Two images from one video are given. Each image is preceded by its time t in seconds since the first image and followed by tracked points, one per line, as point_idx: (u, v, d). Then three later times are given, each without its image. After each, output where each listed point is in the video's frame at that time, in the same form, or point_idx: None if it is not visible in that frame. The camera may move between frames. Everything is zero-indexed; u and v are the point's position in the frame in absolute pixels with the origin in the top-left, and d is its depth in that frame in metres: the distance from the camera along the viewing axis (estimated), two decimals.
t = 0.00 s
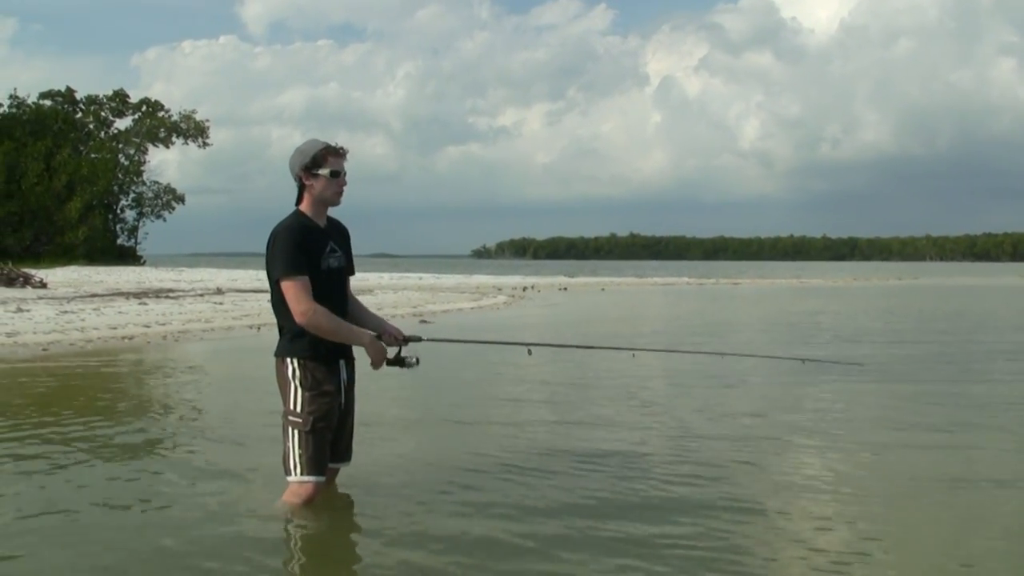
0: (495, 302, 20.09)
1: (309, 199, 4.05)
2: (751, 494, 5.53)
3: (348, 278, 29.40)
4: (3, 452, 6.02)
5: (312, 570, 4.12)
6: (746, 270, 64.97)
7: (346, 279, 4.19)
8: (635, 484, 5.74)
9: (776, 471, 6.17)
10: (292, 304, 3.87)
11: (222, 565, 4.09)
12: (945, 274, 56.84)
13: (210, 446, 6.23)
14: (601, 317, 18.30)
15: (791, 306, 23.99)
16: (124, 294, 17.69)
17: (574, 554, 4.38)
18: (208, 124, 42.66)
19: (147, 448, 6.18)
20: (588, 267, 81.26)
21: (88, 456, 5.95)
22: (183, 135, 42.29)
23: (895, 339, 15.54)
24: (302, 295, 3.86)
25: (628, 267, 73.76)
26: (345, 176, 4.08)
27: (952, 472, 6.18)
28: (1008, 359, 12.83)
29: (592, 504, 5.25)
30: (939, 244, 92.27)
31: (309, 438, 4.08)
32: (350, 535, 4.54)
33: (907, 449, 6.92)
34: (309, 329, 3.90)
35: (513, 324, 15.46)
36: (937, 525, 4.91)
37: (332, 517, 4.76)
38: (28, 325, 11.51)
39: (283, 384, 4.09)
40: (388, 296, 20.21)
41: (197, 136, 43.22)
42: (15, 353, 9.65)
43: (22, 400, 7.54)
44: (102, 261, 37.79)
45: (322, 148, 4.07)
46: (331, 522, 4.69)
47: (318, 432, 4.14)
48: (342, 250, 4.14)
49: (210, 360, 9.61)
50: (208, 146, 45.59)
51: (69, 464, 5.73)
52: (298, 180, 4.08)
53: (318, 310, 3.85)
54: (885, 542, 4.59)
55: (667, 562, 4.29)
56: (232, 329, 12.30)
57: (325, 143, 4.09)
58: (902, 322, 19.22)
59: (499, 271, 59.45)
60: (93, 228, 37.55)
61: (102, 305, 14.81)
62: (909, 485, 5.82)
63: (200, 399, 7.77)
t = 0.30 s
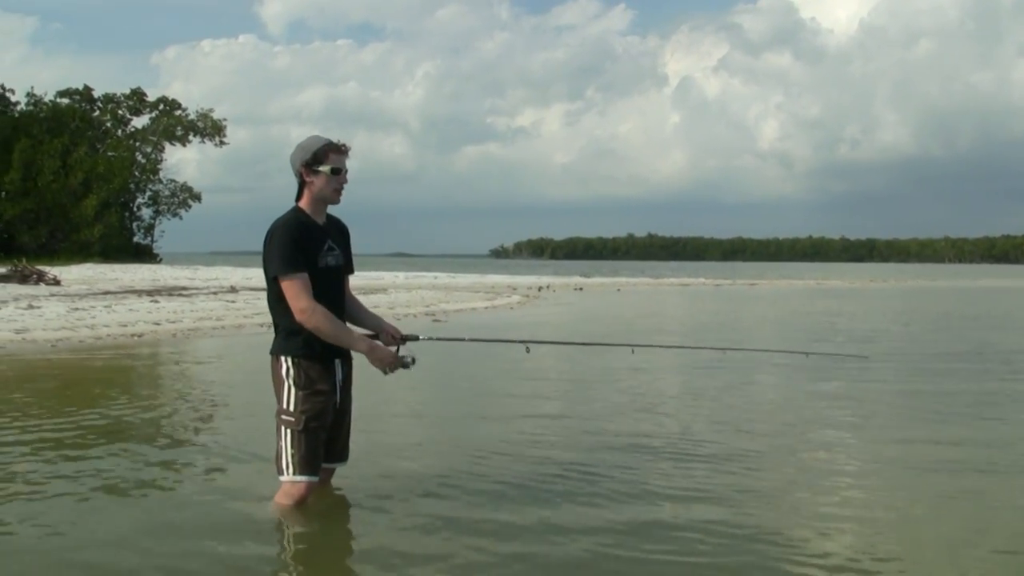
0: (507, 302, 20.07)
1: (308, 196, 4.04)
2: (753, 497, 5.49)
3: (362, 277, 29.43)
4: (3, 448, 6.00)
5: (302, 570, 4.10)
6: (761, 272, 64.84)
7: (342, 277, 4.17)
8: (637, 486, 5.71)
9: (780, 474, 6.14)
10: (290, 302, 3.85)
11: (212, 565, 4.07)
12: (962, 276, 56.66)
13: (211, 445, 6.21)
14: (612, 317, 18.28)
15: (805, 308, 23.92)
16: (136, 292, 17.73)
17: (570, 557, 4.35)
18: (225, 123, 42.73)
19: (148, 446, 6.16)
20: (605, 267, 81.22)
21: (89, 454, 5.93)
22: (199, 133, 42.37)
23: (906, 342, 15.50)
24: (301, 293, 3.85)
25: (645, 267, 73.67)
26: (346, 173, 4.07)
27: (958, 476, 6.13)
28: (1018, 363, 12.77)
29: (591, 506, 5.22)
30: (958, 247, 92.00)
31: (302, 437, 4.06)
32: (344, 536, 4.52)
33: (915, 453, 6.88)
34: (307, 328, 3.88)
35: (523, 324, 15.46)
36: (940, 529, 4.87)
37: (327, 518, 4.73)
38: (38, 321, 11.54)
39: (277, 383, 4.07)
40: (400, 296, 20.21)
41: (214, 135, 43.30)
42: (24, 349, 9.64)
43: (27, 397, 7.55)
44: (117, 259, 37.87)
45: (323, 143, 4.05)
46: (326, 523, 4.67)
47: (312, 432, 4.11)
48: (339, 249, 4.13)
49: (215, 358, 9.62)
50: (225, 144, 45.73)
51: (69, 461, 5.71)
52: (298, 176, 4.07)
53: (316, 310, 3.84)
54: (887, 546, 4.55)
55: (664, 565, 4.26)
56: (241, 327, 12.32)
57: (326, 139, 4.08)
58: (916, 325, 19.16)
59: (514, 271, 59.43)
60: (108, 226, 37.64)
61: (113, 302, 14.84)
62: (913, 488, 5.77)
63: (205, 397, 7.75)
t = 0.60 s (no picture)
0: (525, 301, 20.06)
1: (304, 193, 4.00)
2: (759, 500, 5.43)
3: (381, 275, 29.44)
4: (3, 448, 5.97)
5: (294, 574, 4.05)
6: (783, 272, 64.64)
7: (339, 275, 4.13)
8: (643, 489, 5.65)
9: (788, 477, 6.07)
10: (279, 300, 3.81)
11: (202, 569, 4.03)
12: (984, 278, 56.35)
13: (214, 446, 6.17)
14: (629, 317, 18.23)
15: (825, 310, 23.81)
16: (153, 288, 17.77)
17: (569, 562, 4.29)
18: (246, 120, 42.81)
19: (148, 447, 6.11)
20: (626, 267, 81.13)
21: (87, 454, 5.89)
22: (221, 130, 42.46)
23: (924, 345, 15.40)
24: (290, 291, 3.80)
25: (666, 267, 73.54)
26: (344, 170, 4.04)
27: (969, 481, 6.05)
28: None
29: (594, 509, 5.17)
30: (982, 249, 91.56)
31: (295, 437, 4.00)
32: (340, 539, 4.47)
33: (927, 457, 6.80)
34: (297, 326, 3.84)
35: (539, 323, 15.43)
36: (948, 535, 4.80)
37: (323, 520, 4.67)
38: (51, 317, 11.57)
39: (271, 382, 4.02)
40: (418, 294, 20.19)
41: (235, 132, 43.38)
42: (35, 345, 9.64)
43: (34, 393, 7.56)
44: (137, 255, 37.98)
45: (320, 141, 4.02)
46: (323, 525, 4.62)
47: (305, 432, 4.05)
48: (337, 246, 4.09)
49: (226, 355, 9.62)
50: (246, 141, 45.81)
51: (66, 463, 5.67)
52: (295, 174, 4.04)
53: (305, 308, 3.80)
54: (892, 552, 4.48)
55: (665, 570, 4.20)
56: (254, 324, 12.32)
57: (324, 136, 4.05)
58: (936, 327, 19.04)
59: (535, 270, 59.39)
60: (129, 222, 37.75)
61: (129, 298, 14.88)
62: (923, 493, 5.70)
63: (212, 395, 7.72)
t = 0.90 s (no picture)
0: (539, 299, 20.02)
1: (296, 191, 3.98)
2: (765, 498, 5.37)
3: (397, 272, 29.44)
4: (4, 444, 5.96)
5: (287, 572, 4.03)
6: (800, 271, 64.46)
7: (334, 273, 4.10)
8: (647, 486, 5.60)
9: (796, 475, 6.01)
10: (275, 298, 3.79)
11: (196, 566, 4.02)
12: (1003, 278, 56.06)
13: (217, 442, 6.15)
14: (642, 315, 18.18)
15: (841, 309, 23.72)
16: (165, 284, 17.78)
17: (566, 558, 4.25)
18: (263, 117, 42.86)
19: (151, 444, 6.10)
20: (644, 264, 80.98)
21: (87, 451, 5.87)
22: (237, 126, 42.52)
23: (940, 345, 15.31)
24: (286, 289, 3.78)
25: (684, 266, 73.41)
26: (334, 168, 4.00)
27: (979, 481, 5.98)
28: None
29: (597, 504, 5.12)
30: (1001, 249, 91.20)
31: (287, 436, 3.98)
32: (336, 536, 4.44)
33: (938, 457, 6.73)
34: (293, 323, 3.81)
35: (551, 321, 15.40)
36: (952, 534, 4.74)
37: (320, 516, 4.65)
38: (62, 313, 11.59)
39: (265, 380, 4.00)
40: (432, 292, 20.19)
41: (252, 129, 43.43)
42: (44, 341, 9.65)
43: (40, 389, 7.57)
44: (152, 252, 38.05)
45: (310, 138, 3.99)
46: (319, 521, 4.59)
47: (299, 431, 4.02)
48: (331, 243, 4.06)
49: (234, 351, 9.62)
50: (263, 138, 45.87)
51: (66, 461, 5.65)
52: (286, 172, 4.01)
53: (301, 305, 3.78)
54: (895, 551, 4.42)
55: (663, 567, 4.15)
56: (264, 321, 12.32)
57: (314, 133, 4.02)
58: (954, 327, 18.93)
59: (552, 268, 59.36)
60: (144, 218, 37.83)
61: (142, 294, 14.90)
62: (931, 492, 5.64)
63: (219, 392, 7.70)
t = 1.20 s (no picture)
0: (551, 298, 19.99)
1: (298, 187, 3.97)
2: (769, 498, 5.34)
3: (410, 271, 29.42)
4: (7, 441, 5.95)
5: (286, 571, 4.03)
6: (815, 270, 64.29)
7: (336, 269, 4.09)
8: (649, 484, 5.60)
9: (801, 475, 5.97)
10: (277, 296, 3.78)
11: (195, 562, 4.03)
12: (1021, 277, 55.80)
13: (222, 440, 6.15)
14: (654, 314, 18.15)
15: (857, 308, 23.63)
16: (177, 282, 17.80)
17: (565, 558, 4.23)
18: (277, 115, 42.90)
19: (155, 441, 6.09)
20: (659, 263, 80.86)
21: (91, 449, 5.86)
22: (251, 125, 42.57)
23: (953, 344, 15.23)
24: (287, 287, 3.78)
25: (699, 264, 73.28)
26: (335, 164, 3.99)
27: (986, 481, 5.95)
28: None
29: (600, 503, 5.10)
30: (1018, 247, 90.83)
31: (288, 434, 3.97)
32: (337, 533, 4.43)
33: (945, 456, 6.69)
34: (294, 321, 3.81)
35: (562, 320, 15.37)
36: (956, 535, 4.71)
37: (322, 513, 4.65)
38: (73, 311, 11.60)
39: (267, 377, 3.99)
40: (445, 291, 20.17)
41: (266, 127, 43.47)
42: (52, 339, 9.65)
43: (50, 387, 7.57)
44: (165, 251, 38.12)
45: (311, 135, 3.98)
46: (321, 518, 4.59)
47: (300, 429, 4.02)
48: (334, 239, 4.05)
49: (244, 349, 9.63)
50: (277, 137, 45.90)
51: (69, 458, 5.64)
52: (287, 168, 4.01)
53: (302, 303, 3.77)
54: (898, 552, 4.38)
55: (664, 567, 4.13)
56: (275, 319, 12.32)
57: (315, 129, 4.01)
58: (967, 327, 18.84)
59: (566, 266, 59.31)
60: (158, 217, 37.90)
61: (153, 292, 14.93)
62: (937, 493, 5.60)
63: (225, 390, 7.69)
